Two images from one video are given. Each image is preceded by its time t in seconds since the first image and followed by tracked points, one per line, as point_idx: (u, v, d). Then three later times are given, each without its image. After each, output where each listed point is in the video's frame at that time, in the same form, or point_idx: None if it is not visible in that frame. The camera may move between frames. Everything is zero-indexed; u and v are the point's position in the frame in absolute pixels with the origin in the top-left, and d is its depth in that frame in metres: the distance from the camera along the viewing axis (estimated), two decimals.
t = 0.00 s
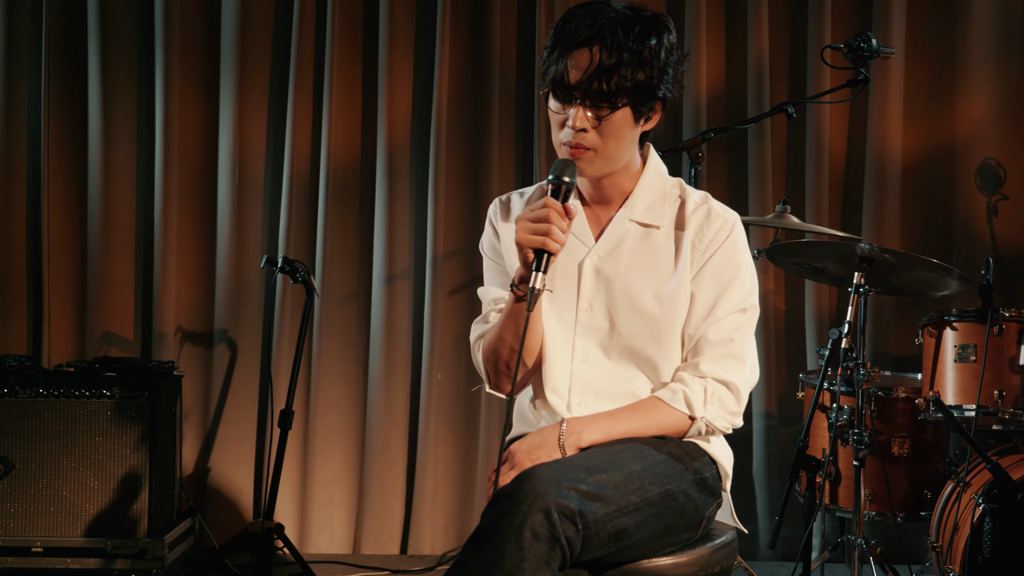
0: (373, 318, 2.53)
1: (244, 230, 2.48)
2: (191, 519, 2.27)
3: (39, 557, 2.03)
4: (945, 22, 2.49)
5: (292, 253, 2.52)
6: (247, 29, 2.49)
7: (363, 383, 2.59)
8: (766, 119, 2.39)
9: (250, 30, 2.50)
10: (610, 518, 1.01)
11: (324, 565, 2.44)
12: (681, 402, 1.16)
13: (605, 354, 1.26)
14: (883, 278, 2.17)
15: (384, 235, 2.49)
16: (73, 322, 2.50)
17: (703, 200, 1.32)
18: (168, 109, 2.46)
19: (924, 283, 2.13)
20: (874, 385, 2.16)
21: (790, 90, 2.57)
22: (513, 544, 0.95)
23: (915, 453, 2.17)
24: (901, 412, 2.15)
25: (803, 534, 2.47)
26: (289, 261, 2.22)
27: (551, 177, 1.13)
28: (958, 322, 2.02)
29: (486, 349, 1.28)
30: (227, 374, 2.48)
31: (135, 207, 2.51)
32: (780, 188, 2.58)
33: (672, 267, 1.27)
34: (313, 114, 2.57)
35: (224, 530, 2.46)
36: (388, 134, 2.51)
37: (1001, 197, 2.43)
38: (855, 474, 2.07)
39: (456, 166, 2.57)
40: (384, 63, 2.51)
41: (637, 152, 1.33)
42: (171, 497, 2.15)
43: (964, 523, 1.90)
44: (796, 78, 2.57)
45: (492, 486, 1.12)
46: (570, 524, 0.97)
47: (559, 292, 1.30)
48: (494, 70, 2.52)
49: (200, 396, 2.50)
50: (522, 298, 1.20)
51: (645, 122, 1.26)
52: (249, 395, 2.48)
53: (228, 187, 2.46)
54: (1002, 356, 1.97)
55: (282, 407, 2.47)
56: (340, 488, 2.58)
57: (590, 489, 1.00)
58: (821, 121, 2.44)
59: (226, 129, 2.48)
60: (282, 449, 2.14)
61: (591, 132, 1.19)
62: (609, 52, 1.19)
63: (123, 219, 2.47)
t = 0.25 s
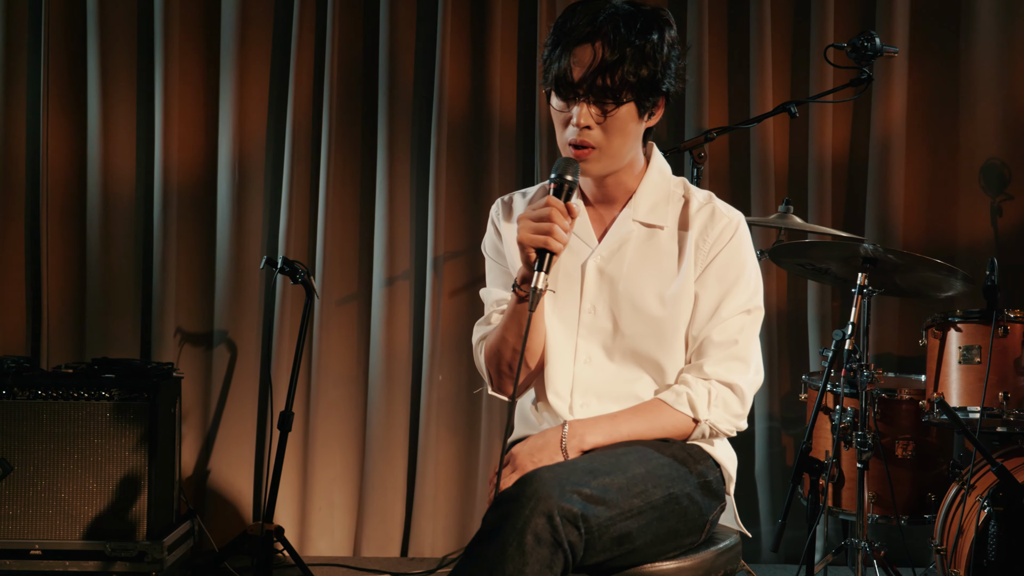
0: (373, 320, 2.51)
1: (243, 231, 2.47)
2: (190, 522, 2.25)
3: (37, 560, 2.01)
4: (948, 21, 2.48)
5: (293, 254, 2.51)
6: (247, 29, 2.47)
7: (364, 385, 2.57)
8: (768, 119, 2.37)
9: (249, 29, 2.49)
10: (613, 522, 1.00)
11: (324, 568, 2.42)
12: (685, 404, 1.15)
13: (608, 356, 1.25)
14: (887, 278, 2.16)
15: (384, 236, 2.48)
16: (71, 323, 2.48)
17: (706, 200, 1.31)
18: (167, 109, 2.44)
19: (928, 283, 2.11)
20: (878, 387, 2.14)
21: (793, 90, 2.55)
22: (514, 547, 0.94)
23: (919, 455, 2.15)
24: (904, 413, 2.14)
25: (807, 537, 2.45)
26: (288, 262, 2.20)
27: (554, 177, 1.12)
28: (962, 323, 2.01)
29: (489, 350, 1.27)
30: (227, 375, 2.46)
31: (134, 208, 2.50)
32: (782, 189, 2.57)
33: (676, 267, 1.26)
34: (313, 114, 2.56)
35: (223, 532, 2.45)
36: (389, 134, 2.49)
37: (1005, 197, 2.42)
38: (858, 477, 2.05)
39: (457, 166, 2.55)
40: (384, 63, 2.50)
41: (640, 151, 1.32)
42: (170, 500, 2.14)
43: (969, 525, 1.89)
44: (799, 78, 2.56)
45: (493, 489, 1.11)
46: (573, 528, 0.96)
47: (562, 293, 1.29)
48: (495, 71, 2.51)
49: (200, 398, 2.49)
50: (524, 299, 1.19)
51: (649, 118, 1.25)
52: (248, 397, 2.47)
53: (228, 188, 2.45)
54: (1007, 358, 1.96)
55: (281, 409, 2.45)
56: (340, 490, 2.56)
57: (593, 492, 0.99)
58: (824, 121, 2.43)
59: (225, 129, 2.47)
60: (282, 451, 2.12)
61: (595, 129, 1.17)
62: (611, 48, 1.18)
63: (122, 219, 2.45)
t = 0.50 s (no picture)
0: (373, 321, 2.50)
1: (242, 231, 2.45)
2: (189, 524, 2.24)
3: (34, 563, 2.00)
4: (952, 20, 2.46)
5: (291, 254, 2.49)
6: (245, 28, 2.46)
7: (363, 386, 2.56)
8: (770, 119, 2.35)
9: (248, 29, 2.48)
10: (614, 528, 0.98)
11: (323, 570, 2.41)
12: (686, 408, 1.13)
13: (609, 359, 1.23)
14: (890, 279, 2.14)
15: (384, 237, 2.46)
16: (69, 324, 2.47)
17: (708, 201, 1.29)
18: (165, 109, 2.43)
19: (931, 284, 2.09)
20: (880, 389, 2.13)
21: (795, 89, 2.54)
22: (514, 554, 0.92)
23: (923, 457, 2.13)
24: (908, 415, 2.12)
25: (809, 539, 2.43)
26: (286, 262, 2.19)
27: (554, 177, 1.11)
28: (966, 325, 1.99)
29: (488, 353, 1.25)
30: (226, 377, 2.45)
31: (132, 208, 2.48)
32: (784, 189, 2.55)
33: (678, 269, 1.25)
34: (311, 114, 2.54)
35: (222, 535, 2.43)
36: (388, 133, 2.48)
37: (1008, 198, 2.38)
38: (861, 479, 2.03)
39: (457, 167, 2.54)
40: (384, 63, 2.48)
41: (641, 152, 1.31)
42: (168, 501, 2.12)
43: (974, 528, 1.89)
44: (801, 78, 2.54)
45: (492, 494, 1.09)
46: (573, 534, 0.95)
47: (563, 296, 1.28)
48: (495, 70, 2.49)
49: (199, 399, 2.47)
50: (524, 301, 1.17)
51: (650, 116, 1.23)
52: (247, 398, 2.45)
53: (226, 188, 2.43)
54: (1012, 360, 1.94)
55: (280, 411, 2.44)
56: (340, 492, 2.55)
57: (593, 497, 0.98)
58: (826, 121, 2.41)
59: (224, 129, 2.45)
60: (280, 452, 2.11)
61: (595, 126, 1.15)
62: (612, 45, 1.17)
63: (120, 220, 2.44)
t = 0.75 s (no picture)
0: (374, 321, 2.49)
1: (243, 232, 2.45)
2: (189, 526, 2.25)
3: (34, 565, 2.00)
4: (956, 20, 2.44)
5: (292, 255, 2.48)
6: (246, 28, 2.45)
7: (364, 387, 2.55)
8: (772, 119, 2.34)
9: (249, 29, 2.47)
10: (612, 532, 0.98)
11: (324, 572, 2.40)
12: (686, 411, 1.13)
13: (609, 362, 1.22)
14: (892, 280, 2.13)
15: (385, 237, 2.46)
16: (70, 325, 2.47)
17: (709, 202, 1.29)
18: (166, 109, 2.43)
19: (934, 285, 2.08)
20: (882, 390, 2.12)
21: (797, 89, 2.52)
22: (510, 558, 0.92)
23: (925, 459, 2.12)
24: (910, 416, 2.11)
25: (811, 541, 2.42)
26: (287, 263, 2.18)
27: (553, 178, 1.10)
28: (969, 327, 1.98)
29: (487, 356, 1.24)
30: (227, 377, 2.44)
31: (133, 209, 2.48)
32: (787, 190, 2.54)
33: (677, 271, 1.24)
34: (313, 115, 2.54)
35: (222, 536, 2.42)
36: (390, 133, 2.47)
37: (1012, 197, 2.36)
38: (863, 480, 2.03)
39: (458, 167, 2.53)
40: (385, 64, 2.48)
41: (641, 153, 1.30)
42: (168, 503, 2.12)
43: (975, 532, 1.87)
44: (804, 78, 2.53)
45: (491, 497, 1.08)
46: (570, 539, 0.94)
47: (563, 298, 1.27)
48: (497, 71, 2.48)
49: (200, 400, 2.47)
50: (524, 303, 1.16)
51: (649, 116, 1.22)
52: (248, 399, 2.45)
53: (227, 188, 2.43)
54: (1014, 362, 1.94)
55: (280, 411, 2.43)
56: (341, 493, 2.54)
57: (592, 501, 0.97)
58: (829, 121, 2.40)
59: (225, 130, 2.45)
60: (281, 454, 2.10)
61: (595, 126, 1.14)
62: (611, 45, 1.16)
63: (121, 220, 2.44)
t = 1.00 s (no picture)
0: (373, 322, 2.49)
1: (242, 232, 2.44)
2: (187, 527, 2.24)
3: (32, 567, 1.99)
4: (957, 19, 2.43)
5: (291, 256, 2.48)
6: (244, 29, 2.45)
7: (364, 388, 2.55)
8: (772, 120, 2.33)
9: (247, 30, 2.47)
10: (610, 537, 0.97)
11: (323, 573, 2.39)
12: (685, 414, 1.12)
13: (608, 365, 1.22)
14: (893, 282, 2.13)
15: (384, 238, 2.45)
16: (69, 326, 2.46)
17: (708, 204, 1.28)
18: (165, 110, 2.42)
19: (935, 287, 2.08)
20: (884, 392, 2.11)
21: (798, 89, 2.52)
22: (508, 563, 0.91)
23: (926, 461, 2.12)
24: (911, 418, 2.10)
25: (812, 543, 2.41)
26: (286, 264, 2.17)
27: (551, 181, 1.09)
28: (970, 328, 1.97)
29: (485, 358, 1.24)
30: (226, 379, 2.44)
31: (132, 209, 2.48)
32: (787, 190, 2.53)
33: (677, 273, 1.23)
34: (312, 115, 2.53)
35: (221, 538, 2.42)
36: (389, 134, 2.46)
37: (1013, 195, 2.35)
38: (866, 482, 2.02)
39: (458, 168, 2.52)
40: (384, 64, 2.47)
41: (640, 154, 1.29)
42: (166, 505, 2.12)
43: (977, 534, 1.86)
44: (804, 78, 2.52)
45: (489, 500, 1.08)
46: (568, 543, 0.94)
47: (561, 300, 1.26)
48: (496, 71, 2.48)
49: (199, 401, 2.47)
50: (522, 305, 1.15)
51: (648, 119, 1.22)
52: (248, 400, 2.44)
53: (226, 189, 2.42)
54: (1015, 363, 1.93)
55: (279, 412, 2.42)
56: (340, 494, 2.53)
57: (590, 506, 0.96)
58: (830, 121, 2.39)
59: (223, 130, 2.44)
60: (280, 455, 2.10)
61: (593, 134, 1.15)
62: (606, 51, 1.15)
63: (120, 221, 2.43)
